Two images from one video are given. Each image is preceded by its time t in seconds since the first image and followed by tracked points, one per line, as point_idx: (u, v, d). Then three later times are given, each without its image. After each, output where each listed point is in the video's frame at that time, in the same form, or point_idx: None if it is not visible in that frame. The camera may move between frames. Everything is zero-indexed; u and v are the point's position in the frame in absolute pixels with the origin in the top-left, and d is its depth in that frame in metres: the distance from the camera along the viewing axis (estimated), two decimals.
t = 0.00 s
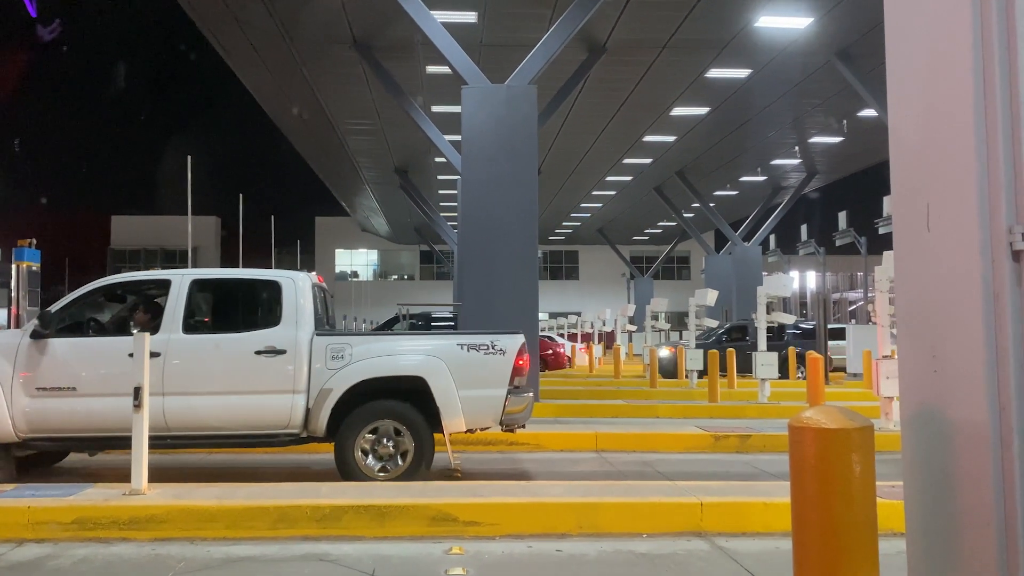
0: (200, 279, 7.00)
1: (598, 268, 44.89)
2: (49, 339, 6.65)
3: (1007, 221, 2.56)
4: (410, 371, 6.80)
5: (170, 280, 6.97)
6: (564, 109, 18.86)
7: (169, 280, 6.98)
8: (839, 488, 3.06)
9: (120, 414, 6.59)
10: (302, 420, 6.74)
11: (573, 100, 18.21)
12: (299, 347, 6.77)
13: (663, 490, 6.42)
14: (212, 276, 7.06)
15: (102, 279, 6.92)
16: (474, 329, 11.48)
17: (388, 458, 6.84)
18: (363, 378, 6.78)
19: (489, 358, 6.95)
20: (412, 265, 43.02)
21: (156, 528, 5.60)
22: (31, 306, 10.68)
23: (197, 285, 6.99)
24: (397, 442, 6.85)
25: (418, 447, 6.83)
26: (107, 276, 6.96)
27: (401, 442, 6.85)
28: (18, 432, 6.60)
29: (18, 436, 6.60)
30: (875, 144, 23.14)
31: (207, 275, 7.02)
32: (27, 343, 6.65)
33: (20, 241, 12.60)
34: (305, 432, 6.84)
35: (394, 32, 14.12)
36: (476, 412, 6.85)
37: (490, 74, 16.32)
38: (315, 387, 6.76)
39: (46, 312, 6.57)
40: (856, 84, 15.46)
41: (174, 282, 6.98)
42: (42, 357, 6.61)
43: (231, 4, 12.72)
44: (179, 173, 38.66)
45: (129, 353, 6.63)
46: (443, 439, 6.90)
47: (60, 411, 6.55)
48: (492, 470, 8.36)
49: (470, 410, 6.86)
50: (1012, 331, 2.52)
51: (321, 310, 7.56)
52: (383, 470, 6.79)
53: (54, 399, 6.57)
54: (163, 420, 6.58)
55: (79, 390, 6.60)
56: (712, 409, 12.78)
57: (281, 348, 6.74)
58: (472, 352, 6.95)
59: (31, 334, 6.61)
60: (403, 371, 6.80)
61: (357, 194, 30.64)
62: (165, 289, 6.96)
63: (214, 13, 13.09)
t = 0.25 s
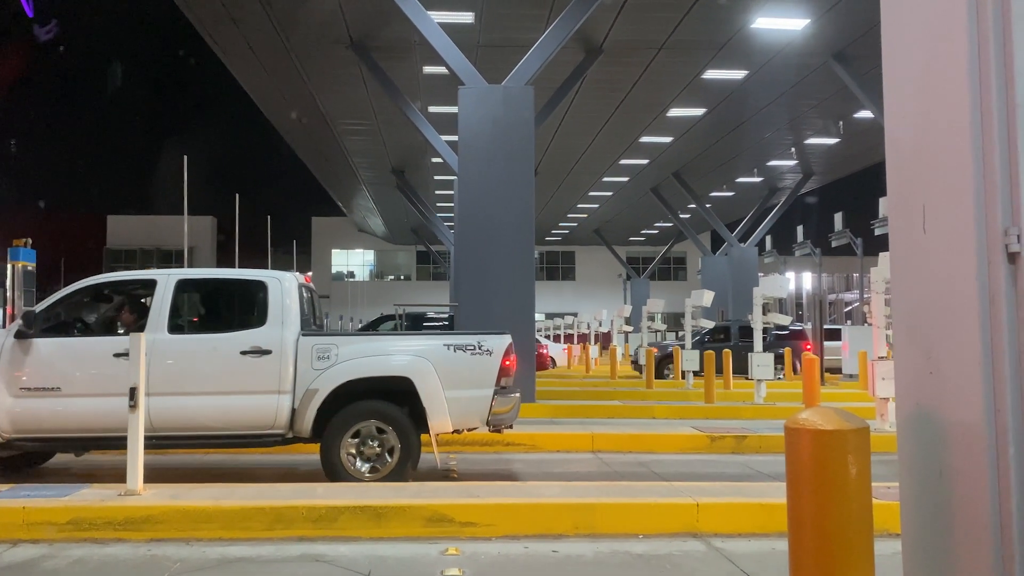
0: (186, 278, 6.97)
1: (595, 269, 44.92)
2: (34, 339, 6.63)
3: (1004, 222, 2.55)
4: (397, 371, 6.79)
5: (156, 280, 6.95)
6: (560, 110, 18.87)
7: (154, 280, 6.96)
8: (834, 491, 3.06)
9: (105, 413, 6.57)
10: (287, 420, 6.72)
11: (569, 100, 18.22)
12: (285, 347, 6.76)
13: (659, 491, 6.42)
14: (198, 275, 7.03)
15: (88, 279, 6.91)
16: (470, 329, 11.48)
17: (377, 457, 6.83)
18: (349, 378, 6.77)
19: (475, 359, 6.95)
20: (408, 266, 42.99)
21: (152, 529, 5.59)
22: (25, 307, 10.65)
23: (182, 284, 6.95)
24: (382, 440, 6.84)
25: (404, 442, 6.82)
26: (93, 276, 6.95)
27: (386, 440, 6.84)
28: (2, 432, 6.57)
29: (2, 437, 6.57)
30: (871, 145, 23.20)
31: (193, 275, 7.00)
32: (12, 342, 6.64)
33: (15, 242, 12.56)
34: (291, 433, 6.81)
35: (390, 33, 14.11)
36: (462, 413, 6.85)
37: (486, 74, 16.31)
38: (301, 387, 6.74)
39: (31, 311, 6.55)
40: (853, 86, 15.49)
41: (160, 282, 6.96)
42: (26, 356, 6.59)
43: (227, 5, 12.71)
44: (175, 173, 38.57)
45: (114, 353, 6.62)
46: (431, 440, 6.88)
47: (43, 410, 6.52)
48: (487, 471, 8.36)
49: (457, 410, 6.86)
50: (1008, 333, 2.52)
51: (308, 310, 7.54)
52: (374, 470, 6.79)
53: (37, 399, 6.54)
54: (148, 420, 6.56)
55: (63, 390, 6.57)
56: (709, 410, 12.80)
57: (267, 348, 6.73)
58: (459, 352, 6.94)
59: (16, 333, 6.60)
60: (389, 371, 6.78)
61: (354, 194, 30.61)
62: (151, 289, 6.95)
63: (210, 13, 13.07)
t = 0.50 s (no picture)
0: (176, 278, 6.95)
1: (592, 270, 44.93)
2: (21, 339, 6.61)
3: (999, 224, 2.55)
4: (385, 372, 6.78)
5: (143, 280, 6.93)
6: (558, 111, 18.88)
7: (142, 280, 6.94)
8: (830, 492, 3.07)
9: (92, 414, 6.55)
10: (275, 421, 6.71)
11: (567, 101, 18.23)
12: (273, 348, 6.75)
13: (655, 492, 6.43)
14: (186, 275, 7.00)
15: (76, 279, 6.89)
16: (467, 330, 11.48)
17: (367, 457, 6.83)
18: (337, 379, 6.75)
19: (464, 359, 6.92)
20: (406, 266, 42.96)
21: (148, 530, 5.58)
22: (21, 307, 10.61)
23: (172, 284, 6.93)
24: (369, 439, 6.82)
25: (390, 437, 6.81)
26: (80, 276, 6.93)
27: (371, 438, 6.82)
28: None
29: None
30: (868, 147, 23.24)
31: (182, 275, 6.98)
32: None
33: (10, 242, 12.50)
34: (279, 434, 6.80)
35: (388, 33, 14.11)
36: (451, 413, 6.83)
37: (484, 75, 16.31)
38: (289, 388, 6.74)
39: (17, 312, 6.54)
40: (850, 87, 15.51)
41: (148, 282, 6.94)
42: (13, 356, 6.57)
43: (224, 5, 12.69)
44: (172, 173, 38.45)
45: (101, 353, 6.61)
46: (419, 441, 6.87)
47: (29, 411, 6.50)
48: (484, 472, 8.36)
49: (445, 411, 6.84)
50: (1003, 335, 2.52)
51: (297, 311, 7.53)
52: (366, 469, 6.80)
53: (23, 399, 6.52)
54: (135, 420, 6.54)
55: (49, 390, 6.55)
56: (706, 412, 12.80)
57: (254, 348, 6.72)
58: (448, 353, 6.92)
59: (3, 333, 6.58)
60: (376, 372, 6.77)
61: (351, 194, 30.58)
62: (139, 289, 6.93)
63: (207, 13, 13.05)
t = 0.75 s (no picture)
0: (164, 279, 6.95)
1: (590, 271, 44.96)
2: (9, 340, 6.59)
3: (997, 225, 2.56)
4: (374, 373, 6.77)
5: (132, 280, 6.91)
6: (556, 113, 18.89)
7: (130, 281, 6.93)
8: (828, 493, 3.07)
9: (82, 415, 6.54)
10: (264, 422, 6.70)
11: (565, 103, 18.25)
12: (262, 348, 6.74)
13: (653, 493, 6.43)
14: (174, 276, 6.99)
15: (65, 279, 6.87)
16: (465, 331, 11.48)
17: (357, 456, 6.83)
18: (326, 380, 6.75)
19: (453, 360, 6.92)
20: (403, 267, 42.94)
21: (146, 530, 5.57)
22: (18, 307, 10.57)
23: (160, 285, 6.93)
24: (356, 439, 6.81)
25: (378, 433, 6.81)
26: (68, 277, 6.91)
27: (358, 437, 6.82)
28: None
29: None
30: (864, 149, 23.29)
31: (170, 276, 6.96)
32: None
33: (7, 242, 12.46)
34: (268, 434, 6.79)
35: (386, 35, 14.11)
36: (440, 414, 6.82)
37: (482, 76, 16.32)
38: (278, 389, 6.73)
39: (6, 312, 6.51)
40: (847, 89, 15.54)
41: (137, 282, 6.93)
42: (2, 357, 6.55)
43: (222, 5, 12.67)
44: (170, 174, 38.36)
45: (90, 354, 6.58)
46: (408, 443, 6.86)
47: (18, 412, 6.48)
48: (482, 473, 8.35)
49: (435, 412, 6.83)
50: (1000, 336, 2.52)
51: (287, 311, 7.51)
52: (358, 468, 6.81)
53: (12, 400, 6.50)
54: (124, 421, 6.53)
55: (38, 391, 6.53)
56: (704, 412, 12.81)
57: (244, 350, 6.71)
58: (438, 354, 6.91)
59: None
60: (365, 373, 6.77)
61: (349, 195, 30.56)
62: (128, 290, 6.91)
63: (205, 14, 13.03)
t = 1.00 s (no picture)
0: (156, 279, 6.95)
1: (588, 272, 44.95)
2: None
3: (995, 227, 2.56)
4: (363, 373, 6.77)
5: (121, 280, 6.91)
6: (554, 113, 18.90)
7: (119, 281, 6.92)
8: (827, 493, 3.07)
9: (70, 415, 6.53)
10: (253, 423, 6.69)
11: (564, 104, 18.25)
12: (251, 349, 6.74)
13: (651, 494, 6.42)
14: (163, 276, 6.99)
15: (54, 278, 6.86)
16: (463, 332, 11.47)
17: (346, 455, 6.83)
18: (315, 380, 6.75)
19: (444, 360, 6.91)
20: (402, 268, 42.92)
21: (144, 531, 5.57)
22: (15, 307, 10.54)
23: (151, 285, 6.93)
24: (344, 438, 6.81)
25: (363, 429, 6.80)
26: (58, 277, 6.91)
27: (345, 436, 6.81)
28: None
29: None
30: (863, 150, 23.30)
31: (160, 276, 6.96)
32: None
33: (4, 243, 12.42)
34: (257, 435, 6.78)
35: (384, 35, 14.10)
36: (430, 415, 6.82)
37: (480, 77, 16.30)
38: (267, 389, 6.72)
39: None
40: (845, 90, 15.54)
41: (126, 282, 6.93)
42: None
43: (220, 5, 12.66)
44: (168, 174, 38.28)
45: (78, 354, 6.56)
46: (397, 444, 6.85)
47: (7, 412, 6.48)
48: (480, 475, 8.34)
49: (424, 413, 6.83)
50: (998, 337, 2.52)
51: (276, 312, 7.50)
52: (348, 466, 6.81)
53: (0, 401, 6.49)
54: (112, 422, 6.52)
55: (26, 392, 6.52)
56: (703, 413, 12.80)
57: (232, 350, 6.70)
58: (427, 355, 6.91)
59: None
60: (354, 374, 6.76)
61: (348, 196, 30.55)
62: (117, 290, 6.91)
63: (203, 14, 13.01)
